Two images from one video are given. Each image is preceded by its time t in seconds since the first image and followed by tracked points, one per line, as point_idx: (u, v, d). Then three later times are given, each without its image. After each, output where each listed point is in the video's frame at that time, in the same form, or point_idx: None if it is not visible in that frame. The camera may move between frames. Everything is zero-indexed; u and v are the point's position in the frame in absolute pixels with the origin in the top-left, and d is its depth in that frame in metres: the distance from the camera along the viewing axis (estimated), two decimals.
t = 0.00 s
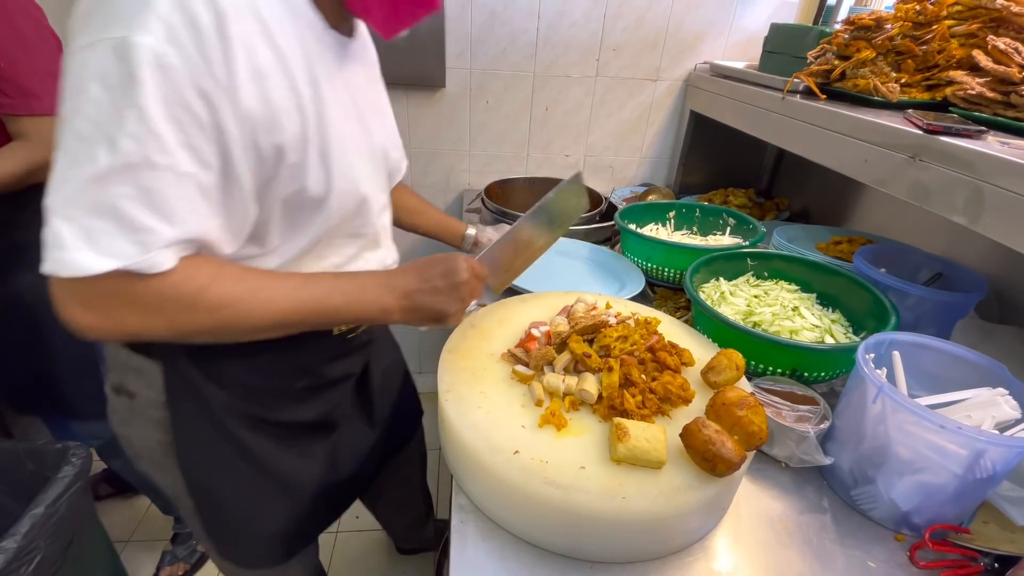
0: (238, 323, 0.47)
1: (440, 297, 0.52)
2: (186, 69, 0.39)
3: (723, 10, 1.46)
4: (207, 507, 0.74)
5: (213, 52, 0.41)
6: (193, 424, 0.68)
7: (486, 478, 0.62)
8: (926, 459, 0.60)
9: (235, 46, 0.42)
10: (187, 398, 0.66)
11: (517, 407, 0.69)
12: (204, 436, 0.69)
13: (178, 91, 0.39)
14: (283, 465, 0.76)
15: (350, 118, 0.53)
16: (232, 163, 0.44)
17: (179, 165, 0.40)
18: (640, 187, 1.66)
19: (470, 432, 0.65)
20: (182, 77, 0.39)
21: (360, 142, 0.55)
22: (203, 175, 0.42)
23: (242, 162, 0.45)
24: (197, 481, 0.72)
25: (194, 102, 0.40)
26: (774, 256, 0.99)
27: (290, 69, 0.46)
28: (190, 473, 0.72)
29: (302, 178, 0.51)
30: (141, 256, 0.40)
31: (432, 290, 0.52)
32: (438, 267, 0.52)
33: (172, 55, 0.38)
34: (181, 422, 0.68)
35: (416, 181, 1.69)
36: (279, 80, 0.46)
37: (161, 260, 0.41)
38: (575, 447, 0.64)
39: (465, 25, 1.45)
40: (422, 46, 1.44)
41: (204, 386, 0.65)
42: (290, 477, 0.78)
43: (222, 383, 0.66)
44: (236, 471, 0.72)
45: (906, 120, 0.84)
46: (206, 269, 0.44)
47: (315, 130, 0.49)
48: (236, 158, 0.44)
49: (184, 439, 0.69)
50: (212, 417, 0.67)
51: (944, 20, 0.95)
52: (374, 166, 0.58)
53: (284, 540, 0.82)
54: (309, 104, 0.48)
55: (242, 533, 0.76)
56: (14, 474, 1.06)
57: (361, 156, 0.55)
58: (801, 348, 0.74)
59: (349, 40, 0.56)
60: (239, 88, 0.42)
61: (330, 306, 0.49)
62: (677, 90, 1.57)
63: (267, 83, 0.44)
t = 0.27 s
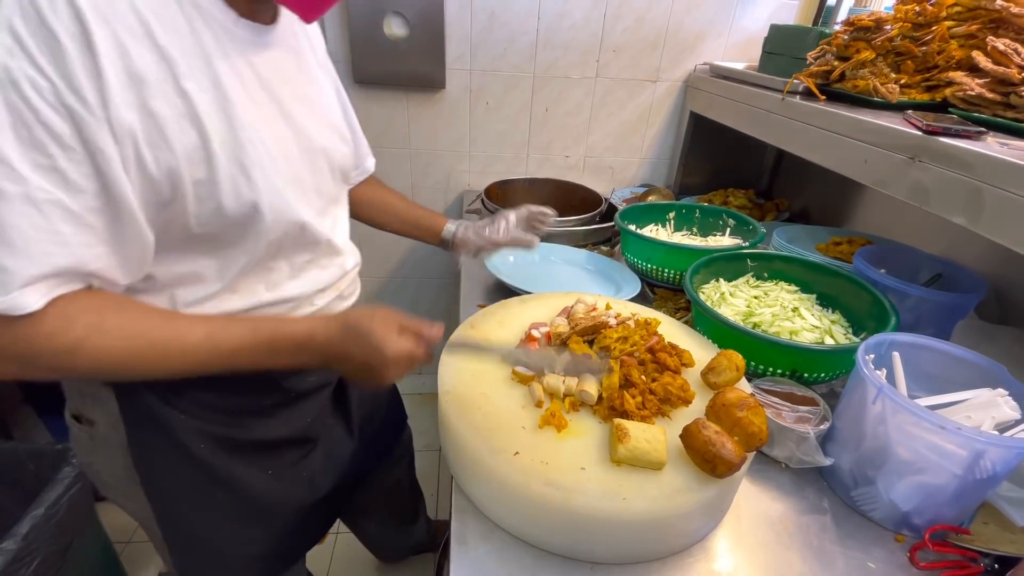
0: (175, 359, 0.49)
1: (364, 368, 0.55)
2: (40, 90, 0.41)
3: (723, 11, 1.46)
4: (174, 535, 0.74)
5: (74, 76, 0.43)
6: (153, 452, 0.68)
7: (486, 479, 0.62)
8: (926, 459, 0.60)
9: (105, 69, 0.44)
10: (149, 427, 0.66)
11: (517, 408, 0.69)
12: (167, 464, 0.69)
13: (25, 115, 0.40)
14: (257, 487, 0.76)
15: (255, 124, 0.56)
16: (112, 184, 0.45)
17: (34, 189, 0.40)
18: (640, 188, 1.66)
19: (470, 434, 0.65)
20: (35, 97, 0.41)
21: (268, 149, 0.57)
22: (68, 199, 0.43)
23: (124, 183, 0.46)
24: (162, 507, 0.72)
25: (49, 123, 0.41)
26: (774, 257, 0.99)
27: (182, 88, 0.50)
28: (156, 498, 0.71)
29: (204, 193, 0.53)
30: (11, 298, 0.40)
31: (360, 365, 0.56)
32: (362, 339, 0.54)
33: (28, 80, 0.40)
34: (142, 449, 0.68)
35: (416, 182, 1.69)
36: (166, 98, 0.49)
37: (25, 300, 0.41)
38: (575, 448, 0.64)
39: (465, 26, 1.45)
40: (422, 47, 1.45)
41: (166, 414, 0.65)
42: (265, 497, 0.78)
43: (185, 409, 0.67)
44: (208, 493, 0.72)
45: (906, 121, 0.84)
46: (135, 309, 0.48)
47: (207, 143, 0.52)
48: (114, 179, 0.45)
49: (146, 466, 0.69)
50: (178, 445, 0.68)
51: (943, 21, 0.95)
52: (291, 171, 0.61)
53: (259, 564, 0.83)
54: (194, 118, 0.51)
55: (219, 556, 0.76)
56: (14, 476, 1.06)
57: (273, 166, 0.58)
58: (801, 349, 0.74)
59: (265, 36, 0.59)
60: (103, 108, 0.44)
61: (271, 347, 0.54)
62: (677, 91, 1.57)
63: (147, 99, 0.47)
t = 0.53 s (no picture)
0: (139, 372, 0.54)
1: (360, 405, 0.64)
2: (29, 109, 0.47)
3: (723, 12, 1.46)
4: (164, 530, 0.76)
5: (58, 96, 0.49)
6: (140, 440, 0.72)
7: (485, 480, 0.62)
8: (926, 461, 0.60)
9: (78, 87, 0.50)
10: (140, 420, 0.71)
11: (517, 410, 0.69)
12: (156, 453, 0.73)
13: (22, 134, 0.46)
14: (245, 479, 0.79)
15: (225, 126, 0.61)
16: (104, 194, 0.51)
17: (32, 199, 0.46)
18: (640, 189, 1.66)
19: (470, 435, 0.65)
20: (28, 116, 0.46)
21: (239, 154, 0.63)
22: (65, 208, 0.49)
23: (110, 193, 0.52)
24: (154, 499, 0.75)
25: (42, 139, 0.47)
26: (773, 258, 0.99)
27: (156, 101, 0.56)
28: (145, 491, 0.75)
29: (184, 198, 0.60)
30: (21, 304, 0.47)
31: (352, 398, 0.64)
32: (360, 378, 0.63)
33: (15, 101, 0.46)
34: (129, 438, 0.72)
35: (416, 182, 1.69)
36: (140, 110, 0.55)
37: (48, 307, 0.48)
38: (575, 450, 0.64)
39: (465, 27, 1.45)
40: (422, 48, 1.45)
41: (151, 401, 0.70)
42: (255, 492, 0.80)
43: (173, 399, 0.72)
44: (195, 485, 0.75)
45: (905, 122, 0.84)
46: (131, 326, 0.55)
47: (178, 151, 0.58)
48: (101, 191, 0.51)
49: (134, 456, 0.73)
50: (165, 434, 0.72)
51: (942, 21, 0.95)
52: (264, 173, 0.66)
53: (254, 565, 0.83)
54: (165, 129, 0.57)
55: (210, 554, 0.78)
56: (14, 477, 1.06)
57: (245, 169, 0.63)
58: (801, 350, 0.74)
59: (242, 45, 0.63)
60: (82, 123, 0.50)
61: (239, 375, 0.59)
62: (676, 92, 1.57)
63: (124, 112, 0.53)
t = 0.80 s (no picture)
0: (208, 323, 0.61)
1: (407, 356, 0.74)
2: (102, 87, 0.50)
3: (722, 13, 1.46)
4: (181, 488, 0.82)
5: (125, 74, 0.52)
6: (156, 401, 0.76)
7: (485, 481, 0.62)
8: (925, 461, 0.60)
9: (135, 68, 0.53)
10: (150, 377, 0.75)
11: (517, 411, 0.69)
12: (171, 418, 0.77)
13: (103, 108, 0.50)
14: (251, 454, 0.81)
15: (252, 120, 0.63)
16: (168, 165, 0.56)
17: (115, 165, 0.51)
18: (639, 190, 1.66)
19: (470, 436, 0.65)
20: (101, 94, 0.50)
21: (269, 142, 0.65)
22: (144, 174, 0.54)
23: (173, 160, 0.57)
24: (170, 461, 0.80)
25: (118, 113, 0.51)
26: (773, 258, 0.99)
27: (191, 84, 0.58)
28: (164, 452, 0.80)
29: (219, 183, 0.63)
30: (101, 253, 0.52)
31: (399, 353, 0.74)
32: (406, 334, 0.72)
33: (91, 73, 0.50)
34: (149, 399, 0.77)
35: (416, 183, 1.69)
36: (183, 93, 0.57)
37: (125, 258, 0.54)
38: (575, 451, 0.64)
39: (464, 28, 1.46)
40: (421, 49, 1.45)
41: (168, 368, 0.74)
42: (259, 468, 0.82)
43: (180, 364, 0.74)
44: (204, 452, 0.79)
45: (904, 122, 0.84)
46: (170, 284, 0.58)
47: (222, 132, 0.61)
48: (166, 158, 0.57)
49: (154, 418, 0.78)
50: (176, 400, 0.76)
51: (941, 22, 0.95)
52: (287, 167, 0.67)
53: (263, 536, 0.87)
54: (212, 111, 0.60)
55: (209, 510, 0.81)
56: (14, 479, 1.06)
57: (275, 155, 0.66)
58: (800, 350, 0.75)
59: (278, 54, 0.64)
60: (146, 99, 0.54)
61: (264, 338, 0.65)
62: (675, 93, 1.57)
63: (173, 95, 0.56)
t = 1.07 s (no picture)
0: (197, 283, 0.62)
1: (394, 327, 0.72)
2: (162, 79, 0.58)
3: (721, 14, 1.46)
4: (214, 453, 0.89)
5: (189, 73, 0.60)
6: (186, 373, 0.85)
7: (484, 481, 0.62)
8: (925, 461, 0.60)
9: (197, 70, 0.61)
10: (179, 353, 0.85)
11: (516, 411, 0.69)
12: (197, 387, 0.85)
13: (158, 92, 0.57)
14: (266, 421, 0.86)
15: (285, 146, 0.70)
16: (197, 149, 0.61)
17: (157, 139, 0.57)
18: (639, 191, 1.66)
19: (469, 436, 0.65)
20: (159, 83, 0.57)
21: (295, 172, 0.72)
22: (178, 153, 0.59)
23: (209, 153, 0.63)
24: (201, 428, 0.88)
25: (171, 97, 0.58)
26: (773, 259, 0.99)
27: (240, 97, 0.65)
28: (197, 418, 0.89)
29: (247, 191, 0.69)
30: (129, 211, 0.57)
31: (387, 323, 0.71)
32: (395, 304, 0.71)
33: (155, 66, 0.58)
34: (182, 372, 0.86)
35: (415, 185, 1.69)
36: (231, 102, 0.64)
37: (147, 218, 0.57)
38: (574, 451, 0.64)
39: (464, 29, 1.46)
40: (420, 50, 1.45)
41: (187, 342, 0.82)
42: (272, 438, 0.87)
43: (197, 338, 0.82)
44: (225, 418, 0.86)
45: (904, 122, 0.84)
46: (181, 254, 0.61)
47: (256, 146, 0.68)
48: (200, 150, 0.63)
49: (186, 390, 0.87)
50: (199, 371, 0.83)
51: (940, 23, 0.95)
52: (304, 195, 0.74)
53: (277, 507, 0.91)
54: (253, 121, 0.67)
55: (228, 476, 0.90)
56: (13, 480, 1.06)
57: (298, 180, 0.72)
58: (800, 351, 0.75)
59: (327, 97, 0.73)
60: (196, 94, 0.61)
61: (262, 309, 0.66)
62: (675, 93, 1.57)
63: (221, 99, 0.63)
